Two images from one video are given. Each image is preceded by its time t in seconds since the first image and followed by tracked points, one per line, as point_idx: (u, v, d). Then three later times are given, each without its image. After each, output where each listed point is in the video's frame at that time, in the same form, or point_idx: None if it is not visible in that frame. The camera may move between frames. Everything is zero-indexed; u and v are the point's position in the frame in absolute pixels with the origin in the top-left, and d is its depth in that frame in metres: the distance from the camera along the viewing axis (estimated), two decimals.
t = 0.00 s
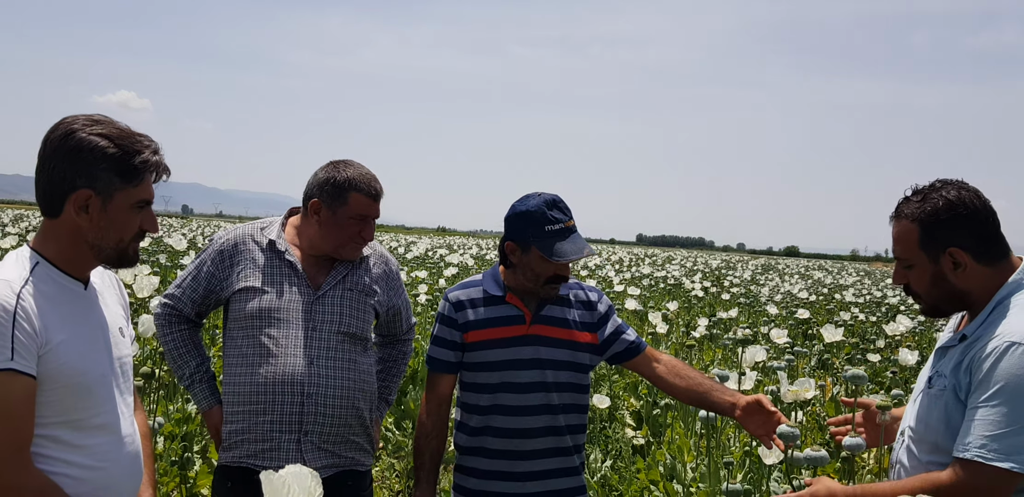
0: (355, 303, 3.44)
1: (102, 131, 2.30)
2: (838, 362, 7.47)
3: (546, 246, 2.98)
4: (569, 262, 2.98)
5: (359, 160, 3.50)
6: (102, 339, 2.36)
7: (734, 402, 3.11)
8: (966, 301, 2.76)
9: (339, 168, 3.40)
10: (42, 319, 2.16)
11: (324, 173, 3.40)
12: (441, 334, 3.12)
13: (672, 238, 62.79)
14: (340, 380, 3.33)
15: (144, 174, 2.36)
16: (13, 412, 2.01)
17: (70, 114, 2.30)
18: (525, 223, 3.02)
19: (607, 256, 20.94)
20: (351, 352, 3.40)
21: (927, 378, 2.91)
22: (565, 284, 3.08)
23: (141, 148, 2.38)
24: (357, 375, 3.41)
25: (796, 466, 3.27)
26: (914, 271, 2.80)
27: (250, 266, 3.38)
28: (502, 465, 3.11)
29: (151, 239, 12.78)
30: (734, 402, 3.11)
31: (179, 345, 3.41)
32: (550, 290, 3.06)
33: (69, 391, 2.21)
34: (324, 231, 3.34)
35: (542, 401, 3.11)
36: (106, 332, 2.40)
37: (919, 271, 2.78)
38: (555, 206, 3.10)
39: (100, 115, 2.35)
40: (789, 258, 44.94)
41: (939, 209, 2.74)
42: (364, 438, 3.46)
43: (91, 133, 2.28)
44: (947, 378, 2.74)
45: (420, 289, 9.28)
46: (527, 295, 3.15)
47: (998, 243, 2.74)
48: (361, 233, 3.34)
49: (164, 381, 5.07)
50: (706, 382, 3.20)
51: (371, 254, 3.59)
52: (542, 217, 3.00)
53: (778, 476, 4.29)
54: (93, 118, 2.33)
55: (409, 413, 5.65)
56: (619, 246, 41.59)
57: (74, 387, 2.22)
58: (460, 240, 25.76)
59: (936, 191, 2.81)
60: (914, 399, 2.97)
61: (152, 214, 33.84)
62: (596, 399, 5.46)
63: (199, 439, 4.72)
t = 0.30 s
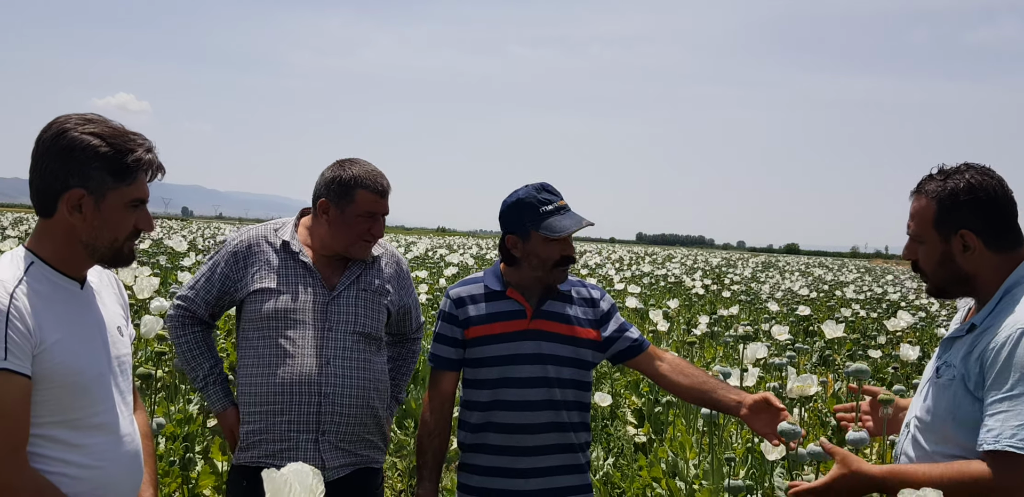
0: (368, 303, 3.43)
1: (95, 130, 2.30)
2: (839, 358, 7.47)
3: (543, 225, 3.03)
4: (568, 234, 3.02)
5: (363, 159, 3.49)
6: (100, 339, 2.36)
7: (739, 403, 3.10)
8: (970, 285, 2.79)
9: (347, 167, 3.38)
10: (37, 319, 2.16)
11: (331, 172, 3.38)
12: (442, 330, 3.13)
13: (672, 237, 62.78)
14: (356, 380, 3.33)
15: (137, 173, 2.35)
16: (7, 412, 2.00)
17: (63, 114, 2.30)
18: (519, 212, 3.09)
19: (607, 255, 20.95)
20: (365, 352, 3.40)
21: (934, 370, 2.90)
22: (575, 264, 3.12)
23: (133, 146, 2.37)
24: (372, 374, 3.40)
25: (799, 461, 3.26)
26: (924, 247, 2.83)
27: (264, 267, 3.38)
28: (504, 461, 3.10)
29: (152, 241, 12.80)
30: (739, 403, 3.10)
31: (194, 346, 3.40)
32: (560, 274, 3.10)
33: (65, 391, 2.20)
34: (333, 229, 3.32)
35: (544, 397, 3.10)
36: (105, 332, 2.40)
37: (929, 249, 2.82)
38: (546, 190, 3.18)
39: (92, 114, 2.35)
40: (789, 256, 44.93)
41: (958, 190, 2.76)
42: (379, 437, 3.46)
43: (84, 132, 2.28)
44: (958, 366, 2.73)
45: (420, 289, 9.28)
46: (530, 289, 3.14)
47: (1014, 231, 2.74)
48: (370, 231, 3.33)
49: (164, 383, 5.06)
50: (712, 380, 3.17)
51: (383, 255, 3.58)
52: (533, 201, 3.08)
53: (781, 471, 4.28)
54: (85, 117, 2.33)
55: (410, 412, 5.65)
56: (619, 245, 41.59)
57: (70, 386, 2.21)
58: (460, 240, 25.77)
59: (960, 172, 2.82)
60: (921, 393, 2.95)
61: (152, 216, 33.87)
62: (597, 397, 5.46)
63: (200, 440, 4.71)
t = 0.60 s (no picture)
0: (382, 310, 3.42)
1: (92, 132, 2.30)
2: (838, 358, 7.47)
3: (540, 221, 3.05)
4: (564, 229, 3.04)
5: (370, 163, 3.48)
6: (97, 341, 2.35)
7: (739, 407, 3.04)
8: (977, 276, 2.80)
9: (353, 173, 3.37)
10: (33, 321, 2.15)
11: (338, 178, 3.38)
12: (442, 331, 3.14)
13: (672, 237, 62.74)
14: (370, 387, 3.33)
15: (134, 174, 2.35)
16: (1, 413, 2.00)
17: (62, 116, 2.30)
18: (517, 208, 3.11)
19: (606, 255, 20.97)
20: (379, 359, 3.39)
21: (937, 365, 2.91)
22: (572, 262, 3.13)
23: (131, 148, 2.37)
24: (386, 381, 3.40)
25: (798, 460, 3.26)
26: (932, 238, 2.85)
27: (279, 275, 3.38)
28: (503, 461, 3.09)
29: (150, 243, 12.81)
30: (739, 407, 3.05)
31: (210, 352, 3.41)
32: (557, 272, 3.11)
33: (62, 394, 2.20)
34: (343, 236, 3.32)
35: (543, 397, 3.09)
36: (103, 334, 2.40)
37: (937, 239, 2.83)
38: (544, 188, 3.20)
39: (90, 116, 2.34)
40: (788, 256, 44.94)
41: (966, 180, 2.78)
42: (392, 443, 3.45)
43: (81, 134, 2.28)
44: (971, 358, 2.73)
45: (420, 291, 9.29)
46: (529, 289, 3.14)
47: (1020, 221, 2.77)
48: (380, 235, 3.30)
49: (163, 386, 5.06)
50: (710, 386, 3.16)
51: (395, 258, 3.58)
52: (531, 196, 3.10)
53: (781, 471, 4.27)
54: (83, 120, 2.33)
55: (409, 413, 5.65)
56: (619, 245, 41.57)
57: (66, 388, 2.21)
58: (459, 241, 25.78)
59: (966, 163, 2.85)
60: (923, 391, 2.94)
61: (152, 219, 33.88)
62: (596, 397, 5.45)
63: (200, 442, 4.70)
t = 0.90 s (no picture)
0: (389, 315, 3.42)
1: (96, 136, 2.30)
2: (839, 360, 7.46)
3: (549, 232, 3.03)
4: (572, 246, 3.03)
5: (379, 170, 3.48)
6: (101, 344, 2.35)
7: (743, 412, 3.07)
8: (987, 280, 2.80)
9: (360, 179, 3.36)
10: (37, 324, 2.16)
11: (345, 185, 3.37)
12: (445, 333, 3.14)
13: (672, 238, 62.76)
14: (374, 391, 3.32)
15: (138, 178, 2.35)
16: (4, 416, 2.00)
17: (66, 120, 2.30)
18: (528, 216, 3.09)
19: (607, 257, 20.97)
20: (385, 364, 3.39)
21: (947, 366, 2.91)
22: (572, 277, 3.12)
23: (134, 151, 2.37)
24: (390, 385, 3.39)
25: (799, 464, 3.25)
26: (941, 243, 2.85)
27: (287, 278, 3.38)
28: (505, 464, 3.09)
29: (151, 245, 12.82)
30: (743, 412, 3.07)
31: (218, 353, 3.41)
32: (555, 284, 3.09)
33: (65, 397, 2.20)
34: (349, 242, 3.32)
35: (545, 400, 3.09)
36: (106, 338, 2.40)
37: (946, 244, 2.83)
38: (557, 199, 3.18)
39: (95, 120, 2.34)
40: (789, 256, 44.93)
41: (973, 185, 2.79)
42: (395, 447, 3.45)
43: (85, 137, 2.28)
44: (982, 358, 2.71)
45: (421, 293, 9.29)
46: (530, 292, 3.15)
47: None
48: (386, 242, 3.30)
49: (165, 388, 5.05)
50: (713, 390, 3.16)
51: (403, 263, 3.55)
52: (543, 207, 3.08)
53: (782, 475, 4.27)
54: (87, 124, 2.32)
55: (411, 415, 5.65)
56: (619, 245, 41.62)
57: (69, 392, 2.20)
58: (459, 242, 25.80)
59: (972, 169, 2.85)
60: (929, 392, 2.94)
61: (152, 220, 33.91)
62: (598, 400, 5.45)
63: (201, 445, 4.69)
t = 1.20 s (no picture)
0: (379, 312, 3.42)
1: (99, 135, 2.30)
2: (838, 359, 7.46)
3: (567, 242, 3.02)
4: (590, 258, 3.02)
5: (371, 169, 3.48)
6: (106, 345, 2.35)
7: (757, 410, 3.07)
8: (992, 281, 2.80)
9: (354, 178, 3.36)
10: (43, 324, 2.16)
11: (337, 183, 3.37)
12: (454, 331, 3.16)
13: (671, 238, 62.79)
14: (362, 388, 3.32)
15: (143, 178, 2.35)
16: (10, 416, 2.00)
17: (69, 120, 2.30)
18: (547, 223, 3.08)
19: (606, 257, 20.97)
20: (374, 361, 3.39)
21: (952, 365, 2.91)
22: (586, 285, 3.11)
23: (138, 151, 2.37)
24: (380, 382, 3.39)
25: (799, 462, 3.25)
26: (944, 245, 2.85)
27: (277, 275, 3.38)
28: (510, 464, 3.09)
29: (151, 245, 12.82)
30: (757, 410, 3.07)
31: (210, 351, 3.42)
32: (568, 291, 3.09)
33: (70, 397, 2.20)
34: (341, 241, 3.32)
35: (550, 402, 3.09)
36: (112, 339, 2.40)
37: (950, 247, 2.83)
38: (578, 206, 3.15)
39: (98, 121, 2.34)
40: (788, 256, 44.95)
41: (975, 187, 2.79)
42: (386, 445, 3.44)
43: (89, 138, 2.27)
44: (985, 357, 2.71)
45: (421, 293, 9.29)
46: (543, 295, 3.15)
47: None
48: (377, 241, 3.31)
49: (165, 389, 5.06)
50: (728, 388, 3.14)
51: (393, 261, 3.55)
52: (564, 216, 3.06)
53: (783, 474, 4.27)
54: (90, 124, 2.32)
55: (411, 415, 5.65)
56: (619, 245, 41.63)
57: (75, 392, 2.21)
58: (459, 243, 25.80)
59: (973, 171, 2.86)
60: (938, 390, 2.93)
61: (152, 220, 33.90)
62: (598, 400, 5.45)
63: (202, 445, 4.69)
